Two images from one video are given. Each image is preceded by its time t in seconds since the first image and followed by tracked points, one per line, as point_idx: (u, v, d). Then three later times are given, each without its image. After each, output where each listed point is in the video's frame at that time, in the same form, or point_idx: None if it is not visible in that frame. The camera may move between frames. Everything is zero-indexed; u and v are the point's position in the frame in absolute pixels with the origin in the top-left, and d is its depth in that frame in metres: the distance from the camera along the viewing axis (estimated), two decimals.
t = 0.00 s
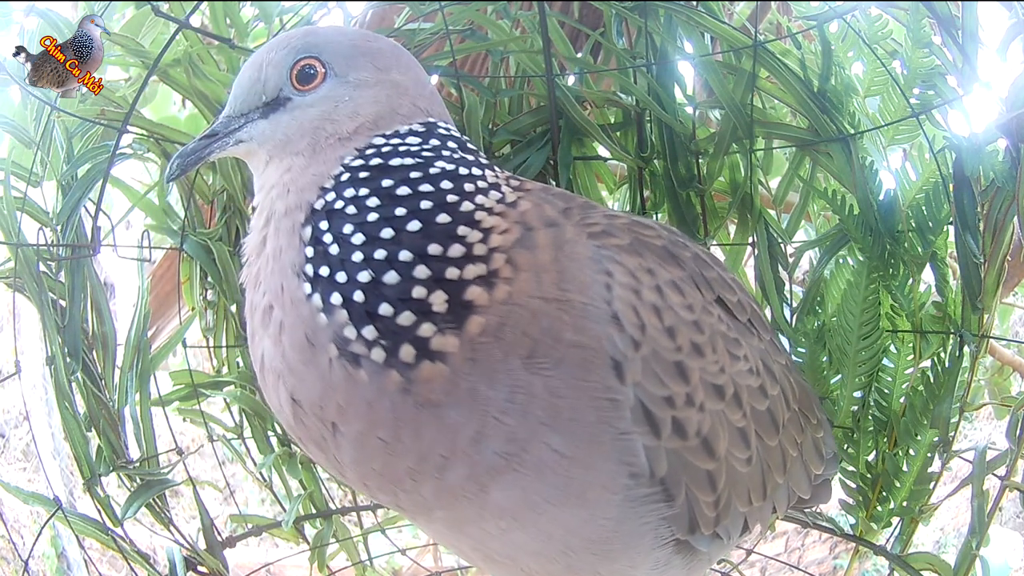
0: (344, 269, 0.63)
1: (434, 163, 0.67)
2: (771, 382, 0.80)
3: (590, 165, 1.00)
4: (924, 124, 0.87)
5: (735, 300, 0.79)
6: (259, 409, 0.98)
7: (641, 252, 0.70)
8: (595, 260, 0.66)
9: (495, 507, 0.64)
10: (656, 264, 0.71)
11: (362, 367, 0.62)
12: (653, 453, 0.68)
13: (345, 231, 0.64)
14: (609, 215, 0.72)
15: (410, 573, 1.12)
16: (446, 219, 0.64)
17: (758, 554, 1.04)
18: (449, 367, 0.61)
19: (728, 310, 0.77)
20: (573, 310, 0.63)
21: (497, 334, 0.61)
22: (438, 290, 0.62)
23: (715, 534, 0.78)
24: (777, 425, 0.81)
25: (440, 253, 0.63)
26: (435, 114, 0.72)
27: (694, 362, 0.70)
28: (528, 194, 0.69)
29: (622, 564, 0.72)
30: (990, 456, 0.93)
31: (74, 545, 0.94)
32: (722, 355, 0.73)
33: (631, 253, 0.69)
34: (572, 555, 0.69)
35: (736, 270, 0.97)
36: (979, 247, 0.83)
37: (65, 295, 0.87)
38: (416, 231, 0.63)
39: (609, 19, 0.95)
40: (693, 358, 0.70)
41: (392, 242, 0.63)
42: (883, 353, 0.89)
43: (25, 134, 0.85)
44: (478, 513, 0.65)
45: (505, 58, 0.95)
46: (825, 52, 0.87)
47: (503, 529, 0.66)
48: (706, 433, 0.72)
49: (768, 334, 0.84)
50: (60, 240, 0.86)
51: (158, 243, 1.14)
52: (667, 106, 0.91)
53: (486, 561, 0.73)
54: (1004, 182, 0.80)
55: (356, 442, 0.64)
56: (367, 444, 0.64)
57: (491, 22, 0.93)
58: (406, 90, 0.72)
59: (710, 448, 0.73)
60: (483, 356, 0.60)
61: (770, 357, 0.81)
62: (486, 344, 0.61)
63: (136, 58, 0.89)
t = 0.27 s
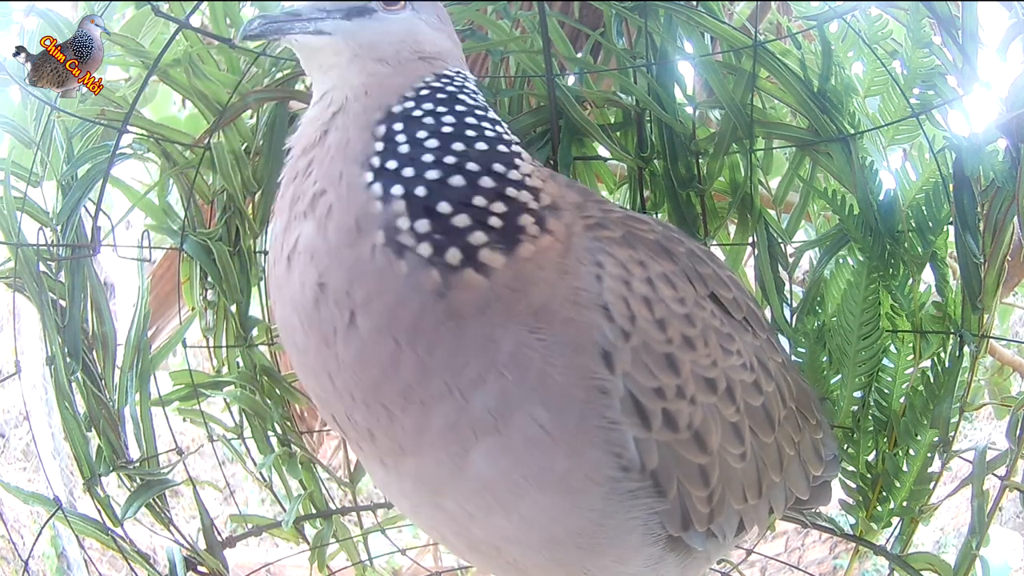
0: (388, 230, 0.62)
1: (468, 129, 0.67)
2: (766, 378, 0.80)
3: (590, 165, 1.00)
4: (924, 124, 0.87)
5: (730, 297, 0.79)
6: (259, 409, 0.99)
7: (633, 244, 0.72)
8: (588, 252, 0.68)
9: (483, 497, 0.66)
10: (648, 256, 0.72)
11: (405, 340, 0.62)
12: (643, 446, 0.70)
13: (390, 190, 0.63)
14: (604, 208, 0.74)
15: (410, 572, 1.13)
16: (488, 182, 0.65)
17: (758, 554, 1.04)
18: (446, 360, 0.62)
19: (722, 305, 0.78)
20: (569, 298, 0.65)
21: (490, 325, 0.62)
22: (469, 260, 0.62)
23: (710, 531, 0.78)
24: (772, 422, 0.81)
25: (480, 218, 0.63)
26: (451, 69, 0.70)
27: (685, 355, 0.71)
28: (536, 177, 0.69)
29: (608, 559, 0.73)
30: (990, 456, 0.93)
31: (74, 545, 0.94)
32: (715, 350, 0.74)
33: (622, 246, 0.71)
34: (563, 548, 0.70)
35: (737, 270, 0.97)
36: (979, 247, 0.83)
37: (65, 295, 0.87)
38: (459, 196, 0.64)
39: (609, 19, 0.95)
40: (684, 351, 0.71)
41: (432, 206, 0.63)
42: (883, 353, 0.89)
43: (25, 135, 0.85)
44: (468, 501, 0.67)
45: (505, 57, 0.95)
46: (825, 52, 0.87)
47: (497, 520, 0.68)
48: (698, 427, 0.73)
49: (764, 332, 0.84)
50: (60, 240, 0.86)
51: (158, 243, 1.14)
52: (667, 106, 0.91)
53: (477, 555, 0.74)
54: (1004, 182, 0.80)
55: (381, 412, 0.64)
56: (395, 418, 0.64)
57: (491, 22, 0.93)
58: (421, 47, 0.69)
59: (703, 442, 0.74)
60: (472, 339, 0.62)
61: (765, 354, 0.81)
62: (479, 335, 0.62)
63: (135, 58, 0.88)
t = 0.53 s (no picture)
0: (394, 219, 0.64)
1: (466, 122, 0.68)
2: (766, 377, 0.80)
3: (590, 165, 1.00)
4: (924, 124, 0.87)
5: (732, 297, 0.79)
6: (259, 409, 0.99)
7: (637, 242, 0.72)
8: (593, 248, 0.68)
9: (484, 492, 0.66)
10: (652, 254, 0.72)
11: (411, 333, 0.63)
12: (643, 441, 0.70)
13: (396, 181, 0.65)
14: (608, 204, 0.74)
15: (410, 573, 1.13)
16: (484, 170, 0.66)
17: (758, 554, 1.04)
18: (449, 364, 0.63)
19: (724, 305, 0.78)
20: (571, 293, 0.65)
21: (492, 319, 0.63)
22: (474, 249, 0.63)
23: (710, 529, 0.78)
24: (772, 421, 0.81)
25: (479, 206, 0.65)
26: (452, 63, 0.72)
27: (687, 352, 0.72)
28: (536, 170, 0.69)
29: (610, 556, 0.73)
30: (990, 456, 0.93)
31: (74, 545, 0.94)
32: (716, 347, 0.74)
33: (626, 243, 0.71)
34: (565, 542, 0.70)
35: (737, 270, 0.97)
36: (979, 247, 0.83)
37: (64, 295, 0.87)
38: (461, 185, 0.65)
39: (609, 19, 0.95)
40: (685, 348, 0.71)
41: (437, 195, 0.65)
42: (883, 353, 0.89)
43: (25, 135, 0.85)
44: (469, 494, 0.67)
45: (505, 57, 0.95)
46: (825, 52, 0.87)
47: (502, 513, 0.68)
48: (699, 423, 0.73)
49: (764, 334, 0.84)
50: (60, 240, 0.86)
51: (158, 243, 1.14)
52: (667, 106, 0.91)
53: (475, 551, 0.74)
54: (1004, 182, 0.81)
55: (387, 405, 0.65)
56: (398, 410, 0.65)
57: (491, 22, 0.93)
58: (422, 39, 0.71)
59: (703, 439, 0.74)
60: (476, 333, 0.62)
61: (765, 354, 0.81)
62: (480, 330, 0.63)
63: (135, 58, 0.88)
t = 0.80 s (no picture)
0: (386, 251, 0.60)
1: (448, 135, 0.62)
2: (764, 370, 0.81)
3: (590, 165, 1.01)
4: (924, 124, 0.87)
5: (730, 292, 0.80)
6: (259, 408, 0.99)
7: (634, 235, 0.72)
8: (590, 240, 0.66)
9: (485, 483, 0.65)
10: (648, 247, 0.72)
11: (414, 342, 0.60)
12: (638, 429, 0.70)
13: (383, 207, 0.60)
14: (606, 200, 0.74)
15: (410, 573, 1.12)
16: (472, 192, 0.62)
17: (758, 554, 1.04)
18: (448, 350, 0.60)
19: (722, 299, 0.79)
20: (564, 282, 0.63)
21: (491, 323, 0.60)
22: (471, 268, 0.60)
23: (707, 524, 0.79)
24: (770, 417, 0.81)
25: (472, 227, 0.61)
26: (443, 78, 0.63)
27: (683, 343, 0.72)
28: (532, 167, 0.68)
29: (606, 546, 0.72)
30: (990, 456, 0.93)
31: (74, 545, 0.94)
32: (713, 340, 0.75)
33: (623, 236, 0.70)
34: (565, 530, 0.69)
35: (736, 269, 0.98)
36: (979, 247, 0.83)
37: (64, 296, 0.87)
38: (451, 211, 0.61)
39: (609, 19, 0.94)
40: (682, 340, 0.72)
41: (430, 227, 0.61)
42: (883, 353, 0.89)
43: (25, 135, 0.85)
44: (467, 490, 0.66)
45: (505, 57, 0.95)
46: (825, 53, 0.86)
47: (502, 508, 0.67)
48: (694, 413, 0.73)
49: (763, 330, 0.85)
50: (60, 240, 0.86)
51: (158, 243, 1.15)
52: (667, 106, 0.91)
53: (481, 542, 0.74)
54: (1004, 182, 0.81)
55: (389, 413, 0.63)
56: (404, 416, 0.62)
57: (491, 22, 0.92)
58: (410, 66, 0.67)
59: (698, 429, 0.74)
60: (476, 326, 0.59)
61: (763, 349, 0.82)
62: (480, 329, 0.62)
63: (135, 58, 0.88)
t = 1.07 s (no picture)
0: (374, 281, 0.62)
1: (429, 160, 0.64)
2: (767, 372, 0.81)
3: (590, 165, 1.00)
4: (924, 124, 0.87)
5: (731, 292, 0.80)
6: (259, 409, 0.98)
7: (633, 241, 0.72)
8: (588, 250, 0.67)
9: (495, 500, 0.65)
10: (648, 254, 0.72)
11: (415, 363, 0.62)
12: (646, 443, 0.70)
13: (369, 238, 0.62)
14: (603, 204, 0.73)
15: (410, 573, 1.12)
16: (455, 216, 0.63)
17: (758, 554, 1.05)
18: (455, 368, 0.62)
19: (724, 300, 0.78)
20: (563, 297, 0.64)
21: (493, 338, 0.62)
22: (460, 292, 0.62)
23: (714, 527, 0.79)
24: (775, 418, 0.81)
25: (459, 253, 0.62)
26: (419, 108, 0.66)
27: (687, 352, 0.72)
28: (518, 175, 0.69)
29: (614, 557, 0.73)
30: (990, 456, 0.93)
31: (74, 545, 0.94)
32: (717, 346, 0.74)
33: (623, 243, 0.71)
34: (571, 548, 0.70)
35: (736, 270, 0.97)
36: (979, 247, 0.83)
37: (65, 295, 0.87)
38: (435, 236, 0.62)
39: (609, 19, 0.95)
40: (685, 348, 0.72)
41: (416, 257, 0.62)
42: (883, 353, 0.89)
43: (25, 135, 0.85)
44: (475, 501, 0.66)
45: (505, 58, 0.95)
46: (824, 52, 0.86)
47: (500, 518, 0.67)
48: (701, 422, 0.74)
49: (766, 327, 0.84)
50: (60, 240, 0.86)
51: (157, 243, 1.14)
52: (667, 106, 0.91)
53: (482, 557, 0.74)
54: (1004, 182, 0.81)
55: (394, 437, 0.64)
56: (407, 439, 0.63)
57: (491, 22, 0.92)
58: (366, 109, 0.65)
59: (705, 438, 0.74)
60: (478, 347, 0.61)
61: (767, 348, 0.82)
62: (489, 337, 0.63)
63: (135, 58, 0.88)
